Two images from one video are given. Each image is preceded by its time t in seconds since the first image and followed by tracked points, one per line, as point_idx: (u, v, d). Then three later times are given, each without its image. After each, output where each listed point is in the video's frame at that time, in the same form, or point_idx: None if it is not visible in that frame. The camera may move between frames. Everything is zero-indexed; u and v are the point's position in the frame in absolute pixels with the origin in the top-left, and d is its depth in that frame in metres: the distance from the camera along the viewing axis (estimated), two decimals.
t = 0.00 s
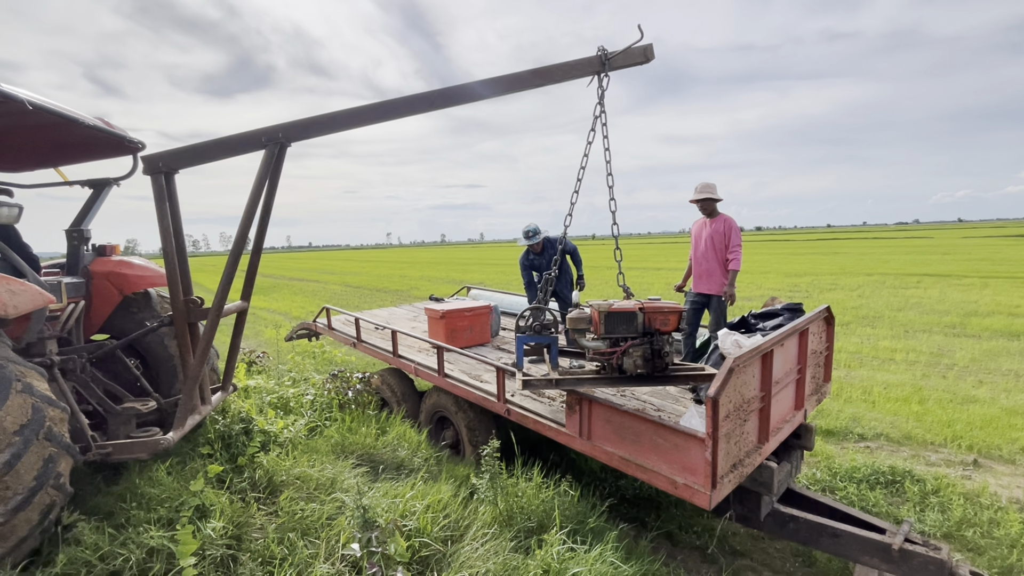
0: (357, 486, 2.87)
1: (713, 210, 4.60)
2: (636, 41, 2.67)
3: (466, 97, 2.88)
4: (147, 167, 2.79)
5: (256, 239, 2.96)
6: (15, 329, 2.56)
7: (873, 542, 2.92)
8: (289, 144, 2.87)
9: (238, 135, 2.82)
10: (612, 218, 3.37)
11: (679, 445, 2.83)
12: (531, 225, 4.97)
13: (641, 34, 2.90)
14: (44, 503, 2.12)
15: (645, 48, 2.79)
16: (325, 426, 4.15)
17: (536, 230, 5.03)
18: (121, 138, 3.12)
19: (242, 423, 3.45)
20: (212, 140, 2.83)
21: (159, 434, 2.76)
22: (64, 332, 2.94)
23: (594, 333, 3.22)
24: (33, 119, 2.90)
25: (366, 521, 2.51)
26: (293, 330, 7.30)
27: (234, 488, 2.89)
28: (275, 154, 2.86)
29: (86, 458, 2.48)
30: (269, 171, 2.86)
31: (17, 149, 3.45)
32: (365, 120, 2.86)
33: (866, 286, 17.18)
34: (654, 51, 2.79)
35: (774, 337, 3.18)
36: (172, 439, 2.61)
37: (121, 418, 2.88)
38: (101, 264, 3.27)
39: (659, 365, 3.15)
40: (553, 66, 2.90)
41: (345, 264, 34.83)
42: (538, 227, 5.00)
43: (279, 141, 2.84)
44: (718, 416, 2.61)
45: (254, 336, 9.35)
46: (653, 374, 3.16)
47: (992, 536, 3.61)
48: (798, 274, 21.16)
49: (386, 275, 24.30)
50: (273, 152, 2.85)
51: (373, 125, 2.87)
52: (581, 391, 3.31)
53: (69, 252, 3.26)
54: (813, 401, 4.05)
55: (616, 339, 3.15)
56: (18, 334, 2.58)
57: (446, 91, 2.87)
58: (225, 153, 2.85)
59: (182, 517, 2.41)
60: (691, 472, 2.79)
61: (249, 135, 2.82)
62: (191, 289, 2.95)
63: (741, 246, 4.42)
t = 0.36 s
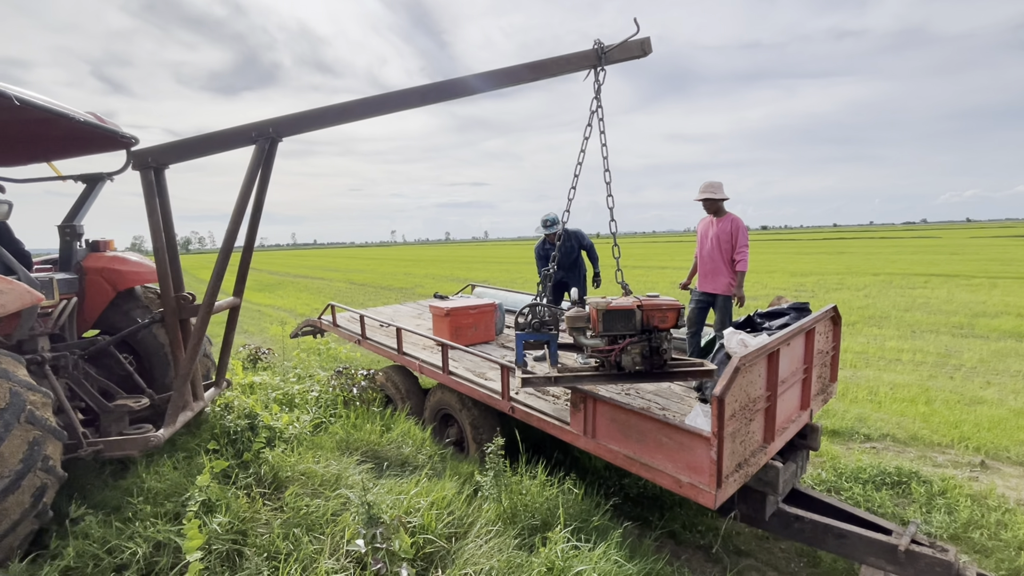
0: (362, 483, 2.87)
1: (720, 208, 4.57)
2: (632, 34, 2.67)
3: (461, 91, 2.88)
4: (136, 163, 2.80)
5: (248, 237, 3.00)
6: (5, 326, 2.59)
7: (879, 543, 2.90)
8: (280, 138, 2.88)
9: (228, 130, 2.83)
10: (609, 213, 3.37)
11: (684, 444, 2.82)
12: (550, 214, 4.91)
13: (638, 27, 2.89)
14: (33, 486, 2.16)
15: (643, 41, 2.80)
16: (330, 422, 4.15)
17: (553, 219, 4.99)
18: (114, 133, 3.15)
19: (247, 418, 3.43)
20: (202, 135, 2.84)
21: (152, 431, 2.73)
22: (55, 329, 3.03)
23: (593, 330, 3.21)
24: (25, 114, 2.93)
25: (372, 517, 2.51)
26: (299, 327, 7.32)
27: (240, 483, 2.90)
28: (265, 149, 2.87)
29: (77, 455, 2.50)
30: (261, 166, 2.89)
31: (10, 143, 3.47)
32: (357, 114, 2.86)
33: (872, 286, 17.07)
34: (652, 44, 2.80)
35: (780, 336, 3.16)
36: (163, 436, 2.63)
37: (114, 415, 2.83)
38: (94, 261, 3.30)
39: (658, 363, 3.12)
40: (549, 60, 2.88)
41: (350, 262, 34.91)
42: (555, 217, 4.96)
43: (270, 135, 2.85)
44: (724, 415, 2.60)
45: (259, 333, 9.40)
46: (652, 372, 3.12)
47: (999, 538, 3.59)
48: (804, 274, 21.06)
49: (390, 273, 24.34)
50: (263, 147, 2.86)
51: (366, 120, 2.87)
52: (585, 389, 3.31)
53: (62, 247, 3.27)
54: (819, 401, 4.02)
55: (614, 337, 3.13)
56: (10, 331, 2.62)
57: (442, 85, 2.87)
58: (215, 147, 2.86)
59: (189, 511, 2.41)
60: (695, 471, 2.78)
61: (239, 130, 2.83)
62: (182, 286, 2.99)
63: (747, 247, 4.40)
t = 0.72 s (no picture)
0: (369, 480, 2.88)
1: (728, 209, 4.53)
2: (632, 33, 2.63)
3: (458, 91, 2.87)
4: (129, 162, 2.84)
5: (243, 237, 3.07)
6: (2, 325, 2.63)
7: (889, 546, 2.88)
8: (275, 138, 2.91)
9: (221, 130, 2.86)
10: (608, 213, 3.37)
11: (691, 445, 2.81)
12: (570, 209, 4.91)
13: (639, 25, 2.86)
14: (25, 469, 2.19)
15: (643, 40, 2.76)
16: (337, 420, 4.17)
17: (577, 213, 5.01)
18: (111, 130, 3.21)
19: (255, 414, 3.51)
20: (195, 134, 2.87)
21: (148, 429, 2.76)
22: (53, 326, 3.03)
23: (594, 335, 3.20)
24: (23, 114, 2.98)
25: (379, 515, 2.52)
26: (307, 324, 7.36)
27: (249, 480, 2.92)
28: (260, 148, 2.90)
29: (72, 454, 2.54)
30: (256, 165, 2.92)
31: (8, 141, 3.55)
32: (353, 113, 2.87)
33: (882, 287, 16.91)
34: (652, 43, 2.75)
35: (789, 337, 3.15)
36: (158, 434, 2.67)
37: (111, 413, 2.88)
38: (92, 258, 3.42)
39: (658, 365, 3.16)
40: (547, 59, 2.87)
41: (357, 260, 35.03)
42: (577, 211, 4.98)
43: (264, 134, 2.88)
44: (732, 416, 2.59)
45: (267, 330, 9.47)
46: (653, 375, 3.15)
47: (1011, 542, 3.55)
48: (813, 275, 20.90)
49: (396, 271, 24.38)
50: (258, 146, 2.89)
51: (362, 119, 2.88)
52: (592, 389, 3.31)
53: (60, 245, 3.35)
54: (828, 403, 4.00)
55: (615, 341, 3.13)
56: (8, 329, 2.66)
57: (445, 84, 2.86)
58: (209, 147, 2.88)
59: (199, 506, 2.42)
60: (703, 472, 2.77)
61: (233, 130, 2.86)
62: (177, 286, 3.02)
63: (757, 247, 4.37)
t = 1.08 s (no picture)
0: (381, 478, 2.90)
1: (745, 209, 4.51)
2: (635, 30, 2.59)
3: (468, 87, 2.87)
4: (130, 161, 2.92)
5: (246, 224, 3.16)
6: (5, 321, 2.71)
7: (903, 553, 2.85)
8: (273, 137, 2.95)
9: (221, 129, 2.92)
10: (611, 222, 3.25)
11: (702, 447, 2.80)
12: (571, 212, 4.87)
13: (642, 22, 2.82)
14: (21, 449, 2.25)
15: (646, 38, 2.73)
16: (349, 417, 4.20)
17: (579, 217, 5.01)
18: (113, 129, 3.29)
19: (269, 412, 3.52)
20: (194, 134, 2.92)
21: (147, 426, 2.86)
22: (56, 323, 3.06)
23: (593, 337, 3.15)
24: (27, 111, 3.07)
25: (390, 512, 2.54)
26: (319, 323, 7.43)
27: (263, 475, 2.95)
28: (258, 147, 2.95)
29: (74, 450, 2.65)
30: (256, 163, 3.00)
31: (14, 135, 3.64)
32: (351, 113, 2.90)
33: (899, 291, 16.68)
34: (655, 41, 2.72)
35: (803, 340, 3.12)
36: (156, 433, 2.74)
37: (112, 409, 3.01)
38: (95, 255, 3.48)
39: (660, 369, 3.08)
40: (547, 57, 2.85)
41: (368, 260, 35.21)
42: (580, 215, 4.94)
43: (262, 134, 2.93)
44: (744, 419, 2.58)
45: (280, 328, 9.59)
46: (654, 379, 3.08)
47: None
48: (827, 278, 20.66)
49: (407, 271, 24.48)
50: (257, 145, 2.94)
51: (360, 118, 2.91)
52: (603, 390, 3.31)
53: (64, 242, 3.42)
54: (842, 407, 3.95)
55: (614, 343, 3.08)
56: (10, 325, 2.73)
57: (457, 80, 2.87)
58: (208, 146, 2.94)
59: (214, 501, 2.45)
60: (714, 475, 2.76)
61: (233, 130, 2.92)
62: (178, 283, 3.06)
63: (771, 248, 4.34)
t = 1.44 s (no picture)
0: (393, 473, 2.94)
1: (760, 211, 4.49)
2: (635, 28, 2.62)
3: (483, 81, 2.89)
4: (136, 159, 3.01)
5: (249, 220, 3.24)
6: (15, 317, 2.78)
7: (919, 560, 2.84)
8: (274, 136, 3.01)
9: (223, 128, 2.97)
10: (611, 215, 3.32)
11: (715, 449, 2.79)
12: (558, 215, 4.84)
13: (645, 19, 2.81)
14: (25, 424, 2.31)
15: (650, 36, 2.73)
16: (362, 413, 4.24)
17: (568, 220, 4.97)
18: (122, 127, 3.38)
19: (285, 406, 3.55)
20: (197, 133, 2.98)
21: (151, 421, 2.94)
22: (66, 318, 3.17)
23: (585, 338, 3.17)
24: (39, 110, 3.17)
25: (403, 507, 2.57)
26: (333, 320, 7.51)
27: (278, 468, 3.01)
28: (260, 146, 3.01)
29: (81, 443, 2.74)
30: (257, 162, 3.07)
31: (25, 133, 3.74)
32: (352, 112, 2.94)
33: (919, 295, 16.39)
34: (658, 39, 2.73)
35: (818, 342, 3.10)
36: (160, 427, 2.78)
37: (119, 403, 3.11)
38: (104, 251, 3.60)
39: (652, 376, 3.05)
40: (548, 56, 2.86)
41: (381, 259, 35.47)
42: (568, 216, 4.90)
43: (264, 133, 2.99)
44: (757, 421, 2.57)
45: (295, 325, 9.71)
46: (647, 384, 3.05)
47: None
48: (845, 281, 20.38)
49: (420, 270, 24.63)
50: (258, 143, 3.00)
51: (363, 116, 2.95)
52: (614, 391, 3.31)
53: (74, 239, 3.56)
54: (858, 411, 3.91)
55: (606, 346, 3.10)
56: (20, 320, 2.81)
57: (474, 74, 2.88)
58: (210, 145, 3.00)
59: (232, 492, 2.51)
60: (726, 477, 2.75)
61: (235, 129, 2.98)
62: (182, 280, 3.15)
63: (788, 251, 4.29)
